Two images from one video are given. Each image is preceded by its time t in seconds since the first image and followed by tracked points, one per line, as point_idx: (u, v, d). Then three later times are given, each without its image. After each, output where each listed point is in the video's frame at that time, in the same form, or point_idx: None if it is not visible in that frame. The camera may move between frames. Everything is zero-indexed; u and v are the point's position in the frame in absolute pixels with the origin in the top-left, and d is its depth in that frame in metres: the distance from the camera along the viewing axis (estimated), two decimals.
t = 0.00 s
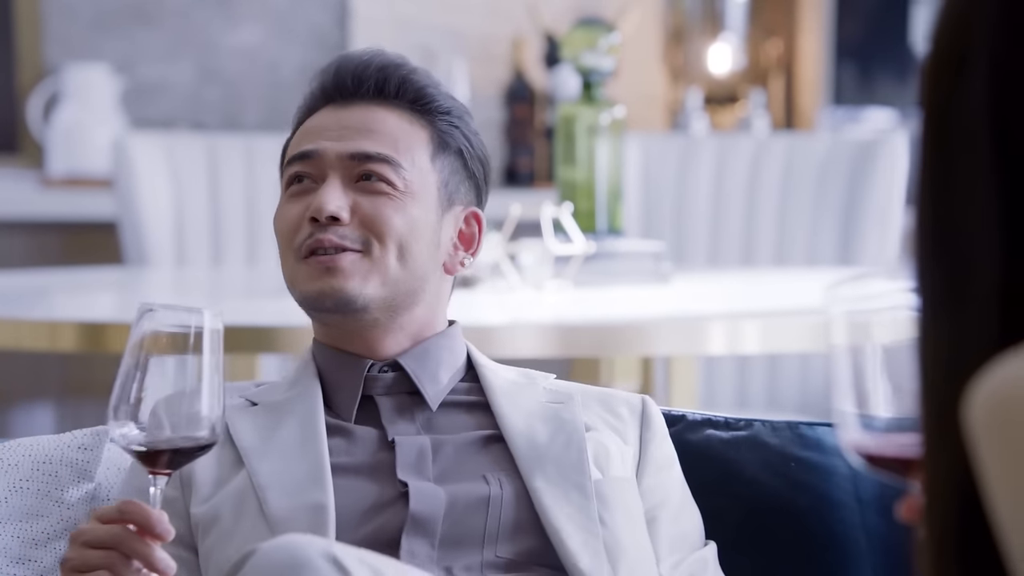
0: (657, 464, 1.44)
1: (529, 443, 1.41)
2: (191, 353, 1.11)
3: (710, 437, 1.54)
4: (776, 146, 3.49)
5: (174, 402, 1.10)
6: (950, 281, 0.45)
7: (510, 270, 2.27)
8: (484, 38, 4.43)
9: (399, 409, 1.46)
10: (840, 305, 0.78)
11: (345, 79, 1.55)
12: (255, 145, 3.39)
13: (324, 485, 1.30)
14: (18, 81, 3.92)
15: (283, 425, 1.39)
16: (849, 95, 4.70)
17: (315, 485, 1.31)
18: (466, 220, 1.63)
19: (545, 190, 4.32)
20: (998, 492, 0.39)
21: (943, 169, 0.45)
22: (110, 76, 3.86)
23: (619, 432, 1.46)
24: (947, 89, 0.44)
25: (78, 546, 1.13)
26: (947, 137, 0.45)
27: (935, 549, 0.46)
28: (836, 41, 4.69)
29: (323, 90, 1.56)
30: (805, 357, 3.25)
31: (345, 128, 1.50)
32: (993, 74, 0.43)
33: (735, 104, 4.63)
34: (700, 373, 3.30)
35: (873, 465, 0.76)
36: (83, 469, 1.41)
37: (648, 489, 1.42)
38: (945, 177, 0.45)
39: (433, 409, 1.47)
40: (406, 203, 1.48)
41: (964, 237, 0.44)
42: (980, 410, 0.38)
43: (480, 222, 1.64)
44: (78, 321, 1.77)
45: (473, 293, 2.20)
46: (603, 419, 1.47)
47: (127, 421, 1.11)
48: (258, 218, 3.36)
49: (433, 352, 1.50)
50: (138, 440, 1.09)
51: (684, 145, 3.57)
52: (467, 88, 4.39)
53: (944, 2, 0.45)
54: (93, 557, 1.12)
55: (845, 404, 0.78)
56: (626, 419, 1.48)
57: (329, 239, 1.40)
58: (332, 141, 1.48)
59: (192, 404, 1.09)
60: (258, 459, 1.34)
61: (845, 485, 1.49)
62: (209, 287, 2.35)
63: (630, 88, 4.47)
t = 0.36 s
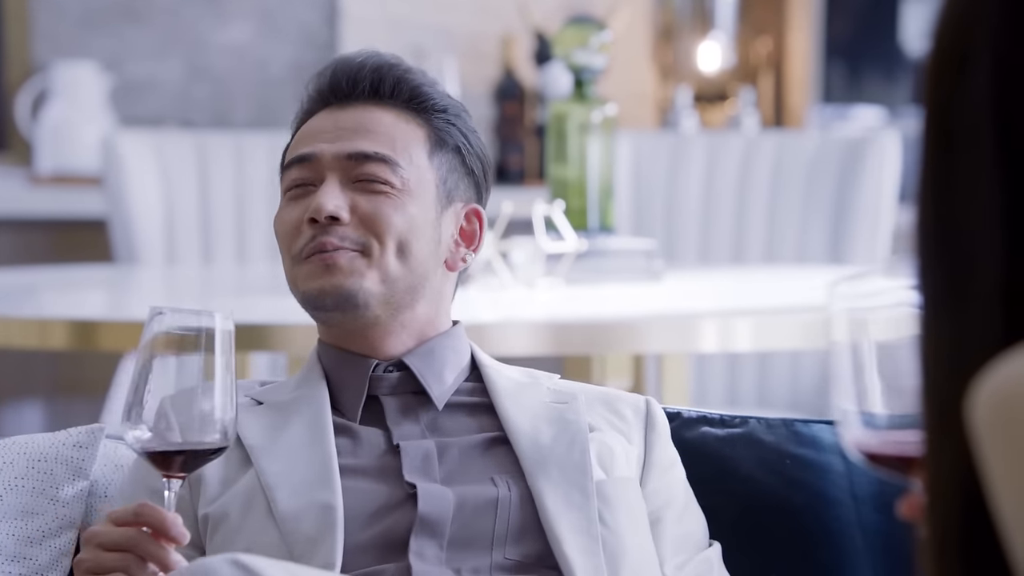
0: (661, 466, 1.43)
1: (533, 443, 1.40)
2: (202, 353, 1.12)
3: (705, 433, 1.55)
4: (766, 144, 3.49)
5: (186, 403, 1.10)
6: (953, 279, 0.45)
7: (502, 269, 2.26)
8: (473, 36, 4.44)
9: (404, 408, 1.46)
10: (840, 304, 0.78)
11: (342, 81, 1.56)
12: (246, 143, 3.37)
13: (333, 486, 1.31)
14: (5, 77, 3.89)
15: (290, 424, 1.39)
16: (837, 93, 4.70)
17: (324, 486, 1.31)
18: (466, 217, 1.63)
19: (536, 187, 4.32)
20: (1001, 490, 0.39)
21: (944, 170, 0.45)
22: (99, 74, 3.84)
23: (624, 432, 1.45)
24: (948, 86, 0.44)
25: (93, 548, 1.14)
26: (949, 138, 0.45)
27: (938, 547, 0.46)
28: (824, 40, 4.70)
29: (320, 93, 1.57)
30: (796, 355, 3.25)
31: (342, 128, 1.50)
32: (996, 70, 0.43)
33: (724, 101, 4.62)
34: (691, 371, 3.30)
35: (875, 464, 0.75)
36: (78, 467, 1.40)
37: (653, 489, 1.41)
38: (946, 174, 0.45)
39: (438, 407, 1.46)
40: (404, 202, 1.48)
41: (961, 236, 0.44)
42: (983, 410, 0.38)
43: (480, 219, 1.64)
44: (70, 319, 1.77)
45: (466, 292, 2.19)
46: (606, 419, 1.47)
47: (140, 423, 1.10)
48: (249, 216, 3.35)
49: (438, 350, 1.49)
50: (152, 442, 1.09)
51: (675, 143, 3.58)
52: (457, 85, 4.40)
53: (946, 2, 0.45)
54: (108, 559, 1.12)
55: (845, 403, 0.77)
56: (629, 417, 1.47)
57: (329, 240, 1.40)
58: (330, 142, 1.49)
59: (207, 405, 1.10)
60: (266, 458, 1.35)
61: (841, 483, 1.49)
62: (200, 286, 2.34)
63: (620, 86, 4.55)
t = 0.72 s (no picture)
0: (656, 459, 1.43)
1: (520, 442, 1.39)
2: (182, 351, 1.11)
3: (699, 430, 1.54)
4: (754, 142, 3.50)
5: (163, 402, 1.10)
6: (953, 278, 0.42)
7: (492, 267, 2.26)
8: (461, 33, 4.43)
9: (400, 403, 1.44)
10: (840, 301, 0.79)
11: (307, 85, 1.54)
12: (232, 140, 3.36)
13: (320, 483, 1.31)
14: None
15: (278, 419, 1.39)
16: (825, 91, 4.73)
17: (311, 482, 1.31)
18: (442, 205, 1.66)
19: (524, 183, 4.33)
20: (1003, 485, 0.36)
21: (947, 168, 0.41)
22: (83, 71, 3.84)
23: (614, 426, 1.45)
24: (947, 80, 0.41)
25: (74, 543, 1.13)
26: (951, 135, 0.41)
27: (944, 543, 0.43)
28: (811, 37, 4.72)
29: (280, 101, 1.54)
30: (784, 353, 3.26)
31: (328, 129, 1.50)
32: (999, 68, 0.40)
33: (712, 99, 4.62)
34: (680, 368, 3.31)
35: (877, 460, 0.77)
36: (71, 465, 1.41)
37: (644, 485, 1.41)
38: (948, 173, 0.41)
39: (433, 402, 1.45)
40: (411, 189, 1.50)
41: (960, 237, 0.41)
42: (984, 407, 0.36)
43: (453, 204, 1.67)
44: (60, 318, 1.77)
45: (455, 290, 2.19)
46: (594, 414, 1.45)
47: (121, 418, 1.11)
48: (237, 213, 3.34)
49: (430, 346, 1.47)
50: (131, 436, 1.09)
51: (663, 140, 3.58)
52: (445, 83, 4.41)
53: None
54: (90, 554, 1.11)
55: (844, 402, 0.79)
56: (622, 413, 1.47)
57: (357, 230, 1.41)
58: (321, 144, 1.49)
59: (186, 402, 1.10)
60: (254, 453, 1.34)
61: (835, 480, 1.51)
62: (191, 283, 2.34)
63: (606, 85, 4.63)
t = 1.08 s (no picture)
0: (659, 442, 1.44)
1: (528, 434, 1.38)
2: (193, 349, 1.11)
3: (697, 427, 1.54)
4: (746, 141, 3.50)
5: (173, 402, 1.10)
6: (959, 277, 0.49)
7: (486, 266, 2.26)
8: (452, 32, 4.43)
9: (401, 401, 1.44)
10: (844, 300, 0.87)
11: (280, 99, 1.54)
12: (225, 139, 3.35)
13: (321, 473, 1.31)
14: None
15: (277, 414, 1.39)
16: (815, 89, 4.73)
17: (311, 473, 1.31)
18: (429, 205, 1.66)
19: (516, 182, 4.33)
20: (1009, 483, 0.40)
21: (953, 162, 0.48)
22: (73, 70, 3.83)
23: (618, 417, 1.44)
24: (953, 82, 0.48)
25: (77, 539, 1.13)
26: (952, 135, 0.48)
27: (944, 537, 0.51)
28: (801, 36, 4.71)
29: (256, 117, 1.54)
30: (775, 352, 3.27)
31: (304, 140, 1.50)
32: (1002, 65, 0.47)
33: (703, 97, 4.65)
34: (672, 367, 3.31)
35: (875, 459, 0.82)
36: (68, 464, 1.41)
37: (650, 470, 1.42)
38: (953, 169, 0.48)
39: (434, 399, 1.44)
40: (390, 191, 1.50)
41: (968, 234, 0.48)
42: (989, 404, 0.40)
43: (440, 203, 1.67)
44: (52, 317, 1.76)
45: (448, 288, 2.18)
46: (597, 408, 1.45)
47: (129, 415, 1.10)
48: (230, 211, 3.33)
49: (429, 345, 1.47)
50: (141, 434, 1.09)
51: (655, 139, 3.58)
52: (435, 81, 4.40)
53: (953, 1, 0.49)
54: (93, 550, 1.12)
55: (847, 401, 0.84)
56: (623, 407, 1.46)
57: (340, 243, 1.41)
58: (298, 156, 1.48)
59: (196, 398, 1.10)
60: (253, 446, 1.34)
61: (832, 476, 1.51)
62: (182, 282, 2.33)
63: (599, 84, 4.61)
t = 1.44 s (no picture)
0: (640, 431, 1.42)
1: (510, 422, 1.39)
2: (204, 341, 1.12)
3: (694, 424, 1.55)
4: (738, 139, 3.50)
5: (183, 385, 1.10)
6: (964, 282, 0.48)
7: (478, 263, 2.26)
8: (443, 30, 4.43)
9: (385, 397, 1.44)
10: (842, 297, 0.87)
11: (272, 96, 1.54)
12: (216, 135, 3.35)
13: (306, 467, 1.31)
14: None
15: (262, 412, 1.39)
16: (806, 88, 4.73)
17: (297, 468, 1.31)
18: (421, 209, 1.66)
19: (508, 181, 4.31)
20: (1014, 480, 0.39)
21: (955, 162, 0.48)
22: (64, 67, 3.83)
23: (601, 402, 1.44)
24: (959, 80, 0.48)
25: (81, 522, 1.14)
26: (957, 133, 0.48)
27: (953, 535, 0.48)
28: (793, 35, 4.70)
29: (250, 112, 1.54)
30: (767, 351, 3.32)
31: (292, 139, 1.49)
32: (1007, 66, 0.47)
33: (696, 96, 4.68)
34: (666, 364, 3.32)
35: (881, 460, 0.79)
36: (66, 462, 1.41)
37: (630, 456, 1.40)
38: (958, 168, 0.48)
39: (415, 396, 1.44)
40: (374, 198, 1.49)
41: (972, 238, 0.48)
42: (995, 403, 0.39)
43: (434, 208, 1.67)
44: (44, 315, 1.76)
45: (441, 287, 2.18)
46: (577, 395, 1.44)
47: (137, 401, 1.10)
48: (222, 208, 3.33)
49: (411, 342, 1.46)
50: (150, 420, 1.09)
51: (647, 137, 3.58)
52: (428, 79, 4.41)
53: (958, 0, 0.49)
54: (96, 532, 1.12)
55: (852, 398, 0.81)
56: (606, 390, 1.46)
57: (316, 248, 1.41)
58: (284, 156, 1.48)
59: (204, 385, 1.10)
60: (240, 444, 1.35)
61: (830, 474, 1.50)
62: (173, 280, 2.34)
63: (593, 82, 4.60)
